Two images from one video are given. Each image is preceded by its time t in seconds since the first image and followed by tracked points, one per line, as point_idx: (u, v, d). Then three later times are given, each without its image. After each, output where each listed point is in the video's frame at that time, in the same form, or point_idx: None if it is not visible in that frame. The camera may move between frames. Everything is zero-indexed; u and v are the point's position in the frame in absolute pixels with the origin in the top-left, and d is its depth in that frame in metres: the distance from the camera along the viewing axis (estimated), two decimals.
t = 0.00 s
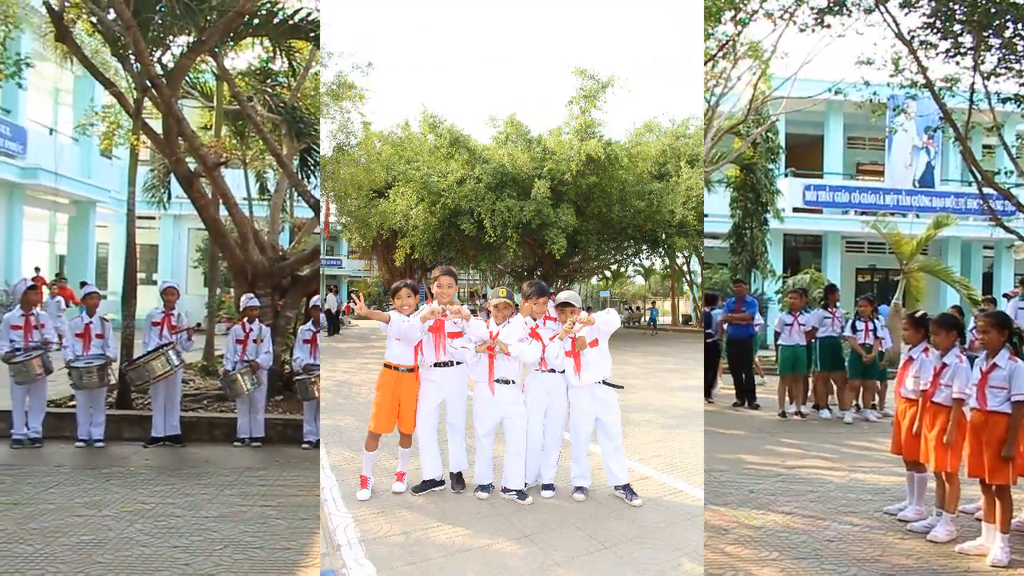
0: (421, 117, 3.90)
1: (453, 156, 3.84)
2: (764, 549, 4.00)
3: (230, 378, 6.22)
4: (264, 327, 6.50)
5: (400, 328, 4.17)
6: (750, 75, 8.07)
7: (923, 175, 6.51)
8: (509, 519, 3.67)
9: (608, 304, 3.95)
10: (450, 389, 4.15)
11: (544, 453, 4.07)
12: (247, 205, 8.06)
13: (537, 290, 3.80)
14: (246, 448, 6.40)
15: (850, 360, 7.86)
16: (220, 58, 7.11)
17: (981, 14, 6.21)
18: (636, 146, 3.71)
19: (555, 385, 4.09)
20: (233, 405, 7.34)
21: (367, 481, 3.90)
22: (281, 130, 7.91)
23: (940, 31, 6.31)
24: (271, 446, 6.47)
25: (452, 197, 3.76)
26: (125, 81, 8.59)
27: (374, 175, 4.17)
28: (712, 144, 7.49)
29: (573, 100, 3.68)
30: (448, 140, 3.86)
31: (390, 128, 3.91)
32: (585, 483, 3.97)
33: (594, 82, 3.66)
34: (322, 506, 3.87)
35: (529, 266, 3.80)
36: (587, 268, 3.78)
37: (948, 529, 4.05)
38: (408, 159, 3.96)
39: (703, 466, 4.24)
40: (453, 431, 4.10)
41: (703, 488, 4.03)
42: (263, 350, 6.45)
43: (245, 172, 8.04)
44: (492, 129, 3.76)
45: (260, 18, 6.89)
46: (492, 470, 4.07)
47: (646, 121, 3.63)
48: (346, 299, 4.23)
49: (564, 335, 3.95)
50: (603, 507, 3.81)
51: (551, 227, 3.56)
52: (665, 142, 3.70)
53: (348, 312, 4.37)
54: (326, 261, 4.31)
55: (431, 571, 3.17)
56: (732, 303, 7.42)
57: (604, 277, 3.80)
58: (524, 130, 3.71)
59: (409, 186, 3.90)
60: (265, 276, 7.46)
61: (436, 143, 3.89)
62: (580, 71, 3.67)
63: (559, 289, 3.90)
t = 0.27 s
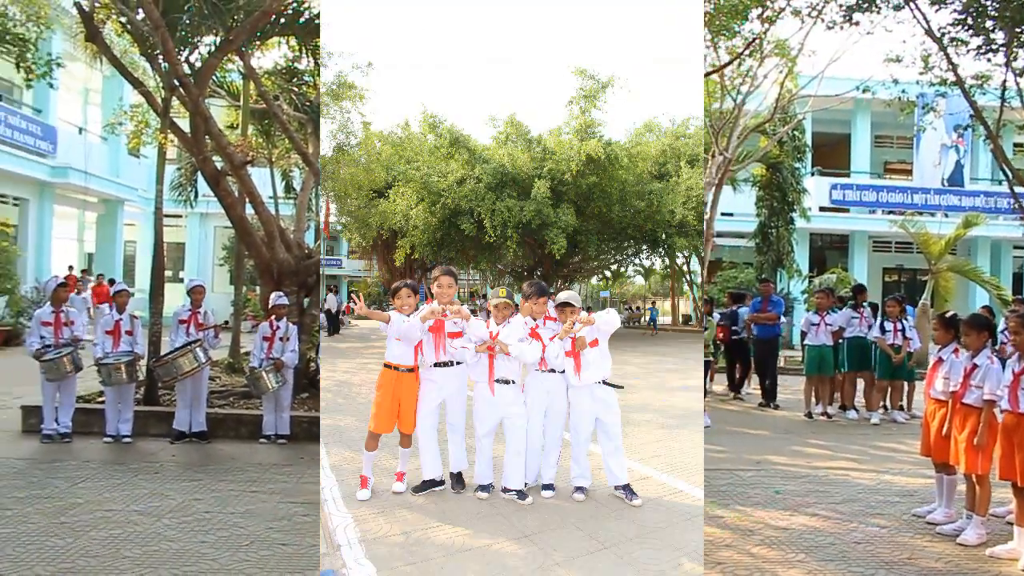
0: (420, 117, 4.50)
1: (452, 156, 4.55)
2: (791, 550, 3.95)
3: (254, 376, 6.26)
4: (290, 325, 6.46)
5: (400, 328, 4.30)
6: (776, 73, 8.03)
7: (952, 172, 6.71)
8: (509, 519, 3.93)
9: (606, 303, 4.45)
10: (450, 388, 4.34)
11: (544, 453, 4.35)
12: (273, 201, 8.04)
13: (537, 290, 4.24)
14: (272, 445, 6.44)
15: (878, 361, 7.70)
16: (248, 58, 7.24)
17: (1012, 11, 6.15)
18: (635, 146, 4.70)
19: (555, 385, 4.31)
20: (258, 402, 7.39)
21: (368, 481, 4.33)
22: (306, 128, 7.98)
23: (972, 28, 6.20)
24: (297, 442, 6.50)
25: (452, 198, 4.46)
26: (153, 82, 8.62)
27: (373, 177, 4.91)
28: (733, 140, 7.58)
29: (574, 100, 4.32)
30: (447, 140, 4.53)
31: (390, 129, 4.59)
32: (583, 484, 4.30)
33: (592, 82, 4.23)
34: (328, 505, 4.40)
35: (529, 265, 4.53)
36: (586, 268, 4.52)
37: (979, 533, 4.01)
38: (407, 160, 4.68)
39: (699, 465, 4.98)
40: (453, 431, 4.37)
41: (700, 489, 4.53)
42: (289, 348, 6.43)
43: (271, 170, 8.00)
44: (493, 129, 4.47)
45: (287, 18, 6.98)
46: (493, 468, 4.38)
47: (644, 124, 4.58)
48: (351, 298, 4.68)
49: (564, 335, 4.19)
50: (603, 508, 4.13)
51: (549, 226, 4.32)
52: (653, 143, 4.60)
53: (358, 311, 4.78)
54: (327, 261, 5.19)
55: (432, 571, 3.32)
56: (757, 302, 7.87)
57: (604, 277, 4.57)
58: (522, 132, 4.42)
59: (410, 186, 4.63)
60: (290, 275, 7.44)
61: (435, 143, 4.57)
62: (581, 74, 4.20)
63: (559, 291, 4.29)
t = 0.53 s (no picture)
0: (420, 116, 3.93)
1: (452, 156, 4.05)
2: (810, 552, 3.92)
3: (275, 377, 6.23)
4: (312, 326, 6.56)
5: (400, 328, 4.09)
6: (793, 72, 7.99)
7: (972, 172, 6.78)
8: (509, 519, 3.65)
9: (608, 304, 4.06)
10: (450, 389, 4.11)
11: (543, 453, 4.08)
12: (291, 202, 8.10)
13: (537, 290, 3.90)
14: (290, 445, 6.45)
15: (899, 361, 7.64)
16: (265, 59, 7.27)
17: None
18: (636, 145, 4.17)
19: (555, 385, 4.06)
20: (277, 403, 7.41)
21: (367, 481, 3.96)
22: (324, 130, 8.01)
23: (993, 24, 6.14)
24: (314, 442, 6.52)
25: (451, 197, 3.98)
26: (171, 82, 8.78)
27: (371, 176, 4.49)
28: (751, 139, 7.54)
29: (574, 101, 3.77)
30: (447, 141, 3.98)
31: (391, 129, 4.01)
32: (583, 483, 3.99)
33: (593, 82, 3.72)
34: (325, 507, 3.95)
35: (529, 265, 4.00)
36: (587, 268, 4.01)
37: (1001, 535, 3.98)
38: (407, 159, 4.19)
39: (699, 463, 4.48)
40: (453, 432, 4.11)
41: (703, 489, 4.11)
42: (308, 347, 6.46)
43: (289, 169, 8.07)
44: (493, 129, 3.88)
45: (305, 20, 7.01)
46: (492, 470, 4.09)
47: (645, 123, 3.88)
48: (346, 299, 4.36)
49: (564, 335, 3.94)
50: (603, 507, 3.82)
51: (549, 226, 3.81)
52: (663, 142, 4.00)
53: (352, 313, 4.60)
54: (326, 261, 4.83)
55: (431, 571, 3.09)
56: (775, 303, 7.87)
57: (604, 277, 4.08)
58: (523, 130, 3.86)
59: (410, 186, 4.16)
60: (310, 274, 7.43)
61: (437, 144, 3.98)
62: (580, 72, 3.72)
63: (559, 290, 4.08)
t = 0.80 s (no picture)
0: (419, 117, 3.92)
1: (452, 155, 3.86)
2: (824, 556, 3.89)
3: (288, 377, 6.24)
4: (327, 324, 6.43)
5: (399, 328, 4.22)
6: (808, 74, 7.94)
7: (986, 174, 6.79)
8: (508, 519, 3.62)
9: (608, 304, 3.94)
10: (450, 389, 4.19)
11: (543, 453, 4.08)
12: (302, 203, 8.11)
13: (537, 290, 3.83)
14: (302, 446, 6.46)
15: (912, 364, 7.60)
16: (277, 59, 7.27)
17: None
18: (637, 145, 3.72)
19: (555, 385, 4.13)
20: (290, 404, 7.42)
21: (367, 480, 3.87)
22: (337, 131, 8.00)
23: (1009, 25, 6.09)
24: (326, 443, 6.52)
25: (452, 197, 3.78)
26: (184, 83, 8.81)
27: (371, 176, 4.10)
28: (764, 141, 7.50)
29: (573, 100, 3.64)
30: (447, 140, 3.87)
31: (389, 128, 3.92)
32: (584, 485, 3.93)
33: (594, 82, 3.62)
34: (323, 507, 3.85)
35: (529, 266, 3.81)
36: (587, 268, 3.80)
37: (1017, 541, 3.94)
38: (406, 160, 3.95)
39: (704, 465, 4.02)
40: (453, 432, 4.13)
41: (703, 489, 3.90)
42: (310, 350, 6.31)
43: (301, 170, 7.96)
44: (491, 129, 3.77)
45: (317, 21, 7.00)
46: (492, 470, 4.07)
47: (646, 122, 3.65)
48: (346, 299, 4.30)
49: (563, 335, 3.99)
50: (603, 507, 3.76)
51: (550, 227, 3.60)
52: (664, 143, 3.69)
53: (348, 312, 4.50)
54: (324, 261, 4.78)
55: (430, 571, 3.09)
56: (789, 304, 7.86)
57: (604, 277, 3.81)
58: (523, 131, 3.70)
59: (408, 186, 3.92)
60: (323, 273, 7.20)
61: (436, 144, 3.89)
62: (580, 72, 3.61)
63: (559, 290, 3.92)
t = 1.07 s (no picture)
0: (418, 118, 3.78)
1: (452, 156, 3.90)
2: (831, 559, 3.88)
3: (296, 377, 6.24)
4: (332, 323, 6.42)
5: (400, 328, 4.08)
6: (816, 75, 7.95)
7: (997, 176, 6.78)
8: (509, 519, 3.62)
9: (608, 304, 3.97)
10: (450, 389, 4.10)
11: (543, 453, 4.05)
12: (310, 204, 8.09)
13: (537, 290, 3.84)
14: (308, 445, 6.49)
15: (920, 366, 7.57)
16: (287, 59, 7.30)
17: None
18: (637, 145, 3.89)
19: (555, 385, 4.04)
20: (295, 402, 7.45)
21: (367, 481, 3.91)
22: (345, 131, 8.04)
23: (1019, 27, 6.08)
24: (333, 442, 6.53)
25: (452, 197, 3.85)
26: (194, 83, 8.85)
27: (373, 176, 4.41)
28: (773, 143, 7.49)
29: (573, 99, 3.68)
30: (447, 141, 3.85)
31: (390, 128, 3.92)
32: (583, 483, 3.93)
33: (594, 81, 3.64)
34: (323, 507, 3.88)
35: (529, 266, 3.87)
36: (587, 268, 3.86)
37: None
38: (408, 160, 4.08)
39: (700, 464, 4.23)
40: (453, 431, 4.09)
41: (703, 489, 3.96)
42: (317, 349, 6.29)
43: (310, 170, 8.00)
44: (491, 129, 3.74)
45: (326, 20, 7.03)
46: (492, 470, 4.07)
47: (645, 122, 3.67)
48: (348, 299, 4.37)
49: (564, 336, 3.90)
50: (603, 507, 3.75)
51: (550, 226, 3.65)
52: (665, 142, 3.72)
53: (350, 313, 4.51)
54: (327, 262, 4.81)
55: (431, 571, 3.08)
56: (800, 306, 7.86)
57: (604, 277, 3.91)
58: (523, 131, 3.71)
59: (410, 186, 4.03)
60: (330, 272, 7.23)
61: (436, 143, 3.89)
62: (581, 71, 3.64)
63: (559, 290, 3.96)
